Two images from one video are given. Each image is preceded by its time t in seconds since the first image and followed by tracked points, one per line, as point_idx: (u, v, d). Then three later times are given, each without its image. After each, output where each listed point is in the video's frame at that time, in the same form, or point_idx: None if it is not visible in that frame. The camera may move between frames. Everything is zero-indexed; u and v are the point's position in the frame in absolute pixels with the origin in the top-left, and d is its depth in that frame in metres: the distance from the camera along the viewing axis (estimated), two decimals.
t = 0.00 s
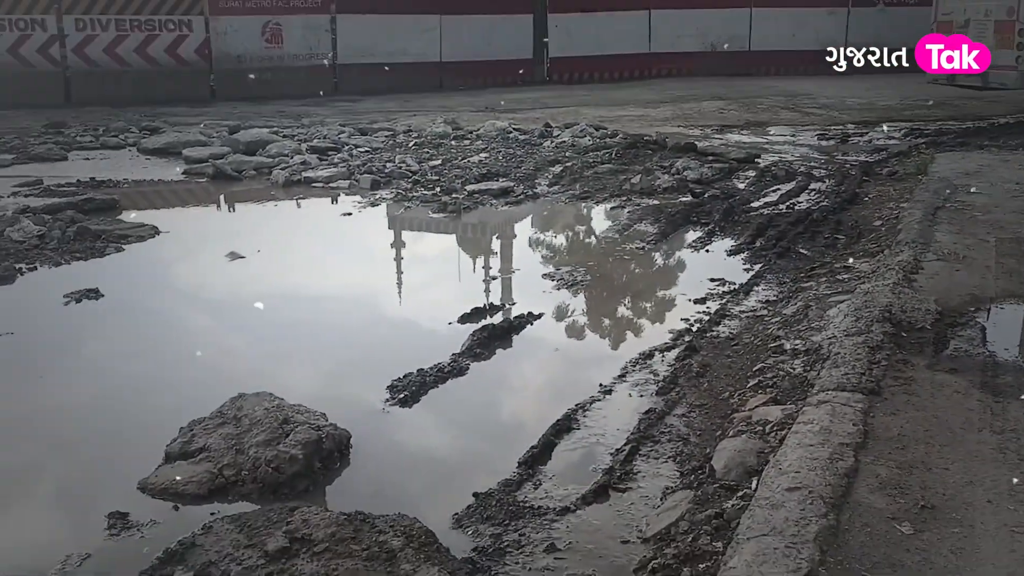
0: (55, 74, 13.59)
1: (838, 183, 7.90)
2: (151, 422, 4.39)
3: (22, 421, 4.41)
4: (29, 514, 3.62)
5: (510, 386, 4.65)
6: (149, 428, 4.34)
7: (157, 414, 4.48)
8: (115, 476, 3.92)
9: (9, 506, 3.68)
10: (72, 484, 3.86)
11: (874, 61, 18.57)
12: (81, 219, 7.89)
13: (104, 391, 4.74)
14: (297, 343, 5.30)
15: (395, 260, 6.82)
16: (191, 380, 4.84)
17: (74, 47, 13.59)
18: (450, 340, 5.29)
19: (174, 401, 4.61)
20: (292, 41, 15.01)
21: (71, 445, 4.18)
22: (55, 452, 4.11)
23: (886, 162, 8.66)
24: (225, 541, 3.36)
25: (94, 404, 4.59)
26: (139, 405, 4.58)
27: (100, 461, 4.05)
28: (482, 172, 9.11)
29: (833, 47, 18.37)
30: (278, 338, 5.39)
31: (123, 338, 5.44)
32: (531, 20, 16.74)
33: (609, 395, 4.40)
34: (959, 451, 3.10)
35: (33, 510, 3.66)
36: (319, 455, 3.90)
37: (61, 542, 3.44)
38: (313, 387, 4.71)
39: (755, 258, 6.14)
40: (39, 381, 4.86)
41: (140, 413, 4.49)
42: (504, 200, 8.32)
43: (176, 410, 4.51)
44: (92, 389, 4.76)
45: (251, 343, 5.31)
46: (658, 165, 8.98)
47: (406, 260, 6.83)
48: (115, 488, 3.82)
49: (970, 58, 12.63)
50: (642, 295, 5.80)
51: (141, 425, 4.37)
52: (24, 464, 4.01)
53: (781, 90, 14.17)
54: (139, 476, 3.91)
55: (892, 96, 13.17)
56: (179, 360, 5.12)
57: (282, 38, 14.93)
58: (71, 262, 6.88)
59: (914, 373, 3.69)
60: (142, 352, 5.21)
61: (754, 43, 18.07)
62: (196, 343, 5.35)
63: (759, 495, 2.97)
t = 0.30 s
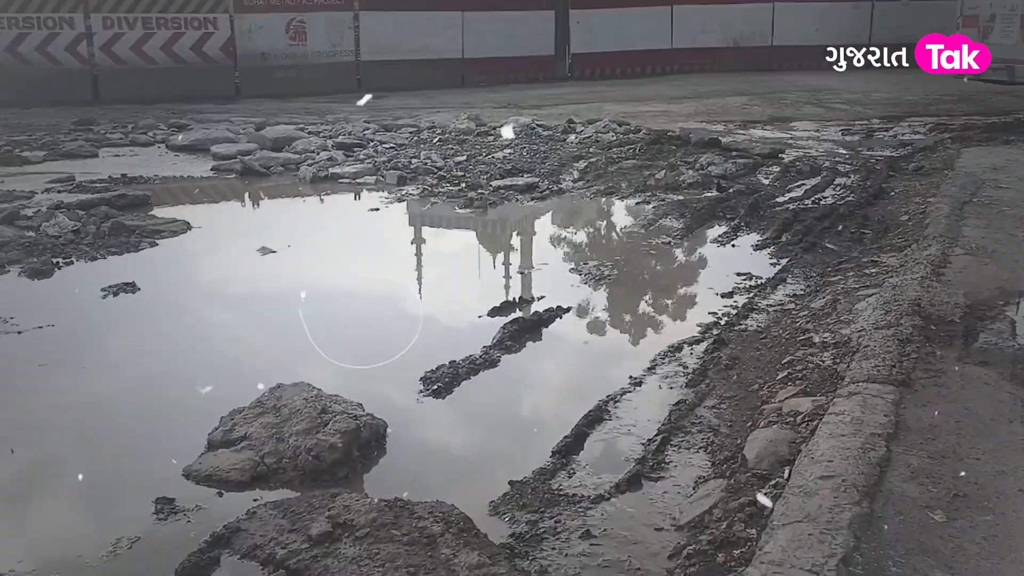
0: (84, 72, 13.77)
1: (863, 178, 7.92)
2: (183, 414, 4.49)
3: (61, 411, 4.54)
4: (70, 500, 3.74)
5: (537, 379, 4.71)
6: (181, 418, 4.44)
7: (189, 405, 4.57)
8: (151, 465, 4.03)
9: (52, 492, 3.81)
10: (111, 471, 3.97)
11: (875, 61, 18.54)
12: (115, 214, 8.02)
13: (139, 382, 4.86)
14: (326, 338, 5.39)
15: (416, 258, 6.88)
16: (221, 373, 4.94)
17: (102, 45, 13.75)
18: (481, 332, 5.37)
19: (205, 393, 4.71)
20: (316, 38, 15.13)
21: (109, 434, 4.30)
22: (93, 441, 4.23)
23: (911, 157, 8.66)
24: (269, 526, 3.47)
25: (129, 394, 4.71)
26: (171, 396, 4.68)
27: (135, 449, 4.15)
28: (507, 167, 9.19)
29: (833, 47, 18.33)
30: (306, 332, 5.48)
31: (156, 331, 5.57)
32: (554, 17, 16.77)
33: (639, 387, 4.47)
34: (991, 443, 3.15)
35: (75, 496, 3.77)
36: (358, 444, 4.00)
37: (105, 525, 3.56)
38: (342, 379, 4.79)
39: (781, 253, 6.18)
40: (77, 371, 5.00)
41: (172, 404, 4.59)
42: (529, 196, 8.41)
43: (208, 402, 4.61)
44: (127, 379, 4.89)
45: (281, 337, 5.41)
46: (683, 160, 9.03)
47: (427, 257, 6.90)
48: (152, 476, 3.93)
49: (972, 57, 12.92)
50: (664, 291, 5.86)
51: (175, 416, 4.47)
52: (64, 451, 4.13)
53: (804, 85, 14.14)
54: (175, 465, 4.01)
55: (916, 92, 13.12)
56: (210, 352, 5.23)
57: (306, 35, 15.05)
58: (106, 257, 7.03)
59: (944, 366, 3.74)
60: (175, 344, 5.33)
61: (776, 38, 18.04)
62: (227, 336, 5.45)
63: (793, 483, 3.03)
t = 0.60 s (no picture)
0: (115, 68, 14.05)
1: (892, 173, 7.89)
2: (213, 406, 4.57)
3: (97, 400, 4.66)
4: (111, 487, 3.86)
5: (564, 372, 4.76)
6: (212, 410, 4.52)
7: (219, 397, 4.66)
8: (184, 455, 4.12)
9: (93, 479, 3.93)
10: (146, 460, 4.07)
11: (874, 61, 18.16)
12: (149, 208, 8.16)
13: (175, 373, 4.97)
14: (353, 331, 5.45)
15: (441, 253, 6.93)
16: (253, 365, 5.04)
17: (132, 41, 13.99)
18: (512, 325, 5.45)
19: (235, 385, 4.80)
20: (343, 33, 15.25)
21: (145, 424, 4.40)
22: (129, 430, 4.34)
23: (941, 152, 8.61)
24: (307, 511, 3.56)
25: (164, 384, 4.82)
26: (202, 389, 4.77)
27: (167, 439, 4.24)
28: (534, 162, 9.25)
29: (832, 47, 18.13)
30: (335, 326, 5.55)
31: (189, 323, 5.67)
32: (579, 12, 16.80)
33: (668, 378, 4.52)
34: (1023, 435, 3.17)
35: (116, 483, 3.88)
36: (393, 432, 4.09)
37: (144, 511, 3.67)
38: (368, 372, 4.85)
39: (810, 247, 6.20)
40: (114, 362, 5.12)
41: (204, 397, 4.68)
42: (557, 190, 8.47)
43: (237, 395, 4.68)
44: (159, 371, 5.00)
45: (310, 330, 5.49)
46: (710, 155, 9.04)
47: (449, 252, 6.95)
48: (186, 465, 4.02)
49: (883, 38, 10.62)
50: (690, 287, 5.88)
51: (207, 407, 4.56)
52: (105, 440, 4.25)
53: (832, 79, 14.07)
54: (208, 454, 4.10)
55: (945, 86, 13.01)
56: (242, 345, 5.33)
57: (332, 31, 15.18)
58: (142, 249, 7.17)
59: (974, 359, 3.76)
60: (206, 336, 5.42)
61: (803, 33, 17.94)
62: (257, 329, 5.55)
63: (826, 472, 3.07)
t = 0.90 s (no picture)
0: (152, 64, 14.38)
1: (928, 171, 7.83)
2: (251, 399, 4.68)
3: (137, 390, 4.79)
4: (150, 478, 3.95)
5: (595, 367, 4.79)
6: (250, 403, 4.63)
7: (258, 391, 4.76)
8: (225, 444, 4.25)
9: (132, 470, 4.02)
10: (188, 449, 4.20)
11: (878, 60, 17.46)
12: (188, 203, 8.31)
13: (211, 366, 5.08)
14: (388, 327, 5.53)
15: (472, 249, 6.98)
16: (286, 360, 5.13)
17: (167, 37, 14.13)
18: (545, 320, 5.50)
19: (269, 379, 4.90)
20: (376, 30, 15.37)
21: (181, 416, 4.50)
22: (171, 420, 4.46)
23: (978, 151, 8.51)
24: (345, 499, 3.65)
25: (203, 376, 4.94)
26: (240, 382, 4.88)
27: (207, 429, 4.36)
28: (566, 159, 9.30)
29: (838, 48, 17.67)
30: (369, 322, 5.62)
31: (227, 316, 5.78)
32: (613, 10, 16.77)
33: (701, 373, 4.56)
34: None
35: (155, 474, 3.98)
36: (429, 423, 4.16)
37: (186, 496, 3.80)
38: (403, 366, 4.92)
39: (843, 245, 6.19)
40: (151, 355, 5.23)
41: (241, 391, 4.79)
42: (589, 187, 8.51)
43: (274, 388, 4.78)
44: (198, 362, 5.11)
45: (343, 326, 5.57)
46: (743, 153, 9.03)
47: (480, 248, 7.00)
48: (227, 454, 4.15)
49: (966, 58, 7.11)
50: (722, 285, 5.90)
51: (241, 400, 4.66)
52: (143, 432, 4.35)
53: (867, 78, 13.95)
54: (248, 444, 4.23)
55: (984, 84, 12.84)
56: (278, 340, 5.43)
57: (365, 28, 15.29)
58: (181, 243, 7.31)
59: (1010, 357, 3.76)
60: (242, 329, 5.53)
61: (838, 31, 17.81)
62: (290, 325, 5.63)
63: (859, 467, 3.09)
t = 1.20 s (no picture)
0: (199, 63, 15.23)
1: (972, 172, 7.78)
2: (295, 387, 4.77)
3: (183, 377, 4.89)
4: (189, 469, 4.01)
5: (632, 362, 4.86)
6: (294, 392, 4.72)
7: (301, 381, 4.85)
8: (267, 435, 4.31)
9: (170, 461, 4.08)
10: (230, 437, 4.26)
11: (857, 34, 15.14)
12: (234, 198, 8.49)
13: (246, 358, 5.13)
14: (426, 321, 5.61)
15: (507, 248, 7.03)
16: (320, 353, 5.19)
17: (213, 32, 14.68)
18: (584, 316, 5.57)
19: (304, 372, 4.94)
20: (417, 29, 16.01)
21: (214, 407, 4.54)
22: (217, 406, 4.54)
23: None
24: (387, 489, 3.72)
25: (235, 369, 4.99)
26: (284, 371, 4.98)
27: (251, 414, 4.44)
28: (607, 158, 9.44)
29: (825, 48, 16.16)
30: (408, 314, 5.71)
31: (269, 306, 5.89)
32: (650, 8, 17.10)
33: (740, 372, 4.59)
34: None
35: (191, 467, 4.02)
36: (469, 417, 4.22)
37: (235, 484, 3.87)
38: (443, 358, 5.00)
39: (885, 245, 6.22)
40: (179, 348, 5.26)
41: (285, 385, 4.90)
42: (629, 186, 8.63)
43: (317, 378, 4.87)
44: (242, 352, 5.21)
45: (376, 322, 5.58)
46: (784, 154, 9.07)
47: (517, 247, 7.04)
48: (269, 445, 4.19)
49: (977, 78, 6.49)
50: (761, 285, 5.91)
51: (276, 394, 4.70)
52: (179, 425, 4.39)
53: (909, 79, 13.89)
54: (289, 435, 4.28)
55: None
56: (313, 334, 5.46)
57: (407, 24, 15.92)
58: (227, 237, 7.49)
59: None
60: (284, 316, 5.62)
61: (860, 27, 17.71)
62: (324, 321, 5.65)
63: (898, 466, 3.15)
